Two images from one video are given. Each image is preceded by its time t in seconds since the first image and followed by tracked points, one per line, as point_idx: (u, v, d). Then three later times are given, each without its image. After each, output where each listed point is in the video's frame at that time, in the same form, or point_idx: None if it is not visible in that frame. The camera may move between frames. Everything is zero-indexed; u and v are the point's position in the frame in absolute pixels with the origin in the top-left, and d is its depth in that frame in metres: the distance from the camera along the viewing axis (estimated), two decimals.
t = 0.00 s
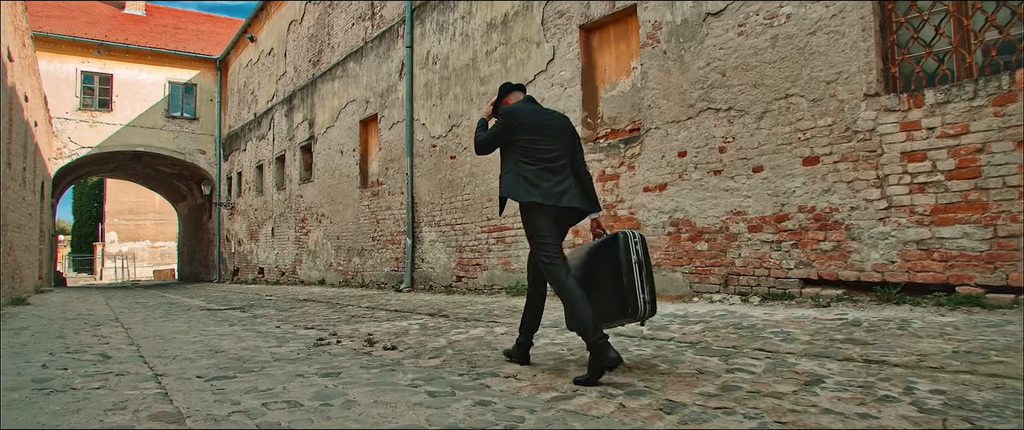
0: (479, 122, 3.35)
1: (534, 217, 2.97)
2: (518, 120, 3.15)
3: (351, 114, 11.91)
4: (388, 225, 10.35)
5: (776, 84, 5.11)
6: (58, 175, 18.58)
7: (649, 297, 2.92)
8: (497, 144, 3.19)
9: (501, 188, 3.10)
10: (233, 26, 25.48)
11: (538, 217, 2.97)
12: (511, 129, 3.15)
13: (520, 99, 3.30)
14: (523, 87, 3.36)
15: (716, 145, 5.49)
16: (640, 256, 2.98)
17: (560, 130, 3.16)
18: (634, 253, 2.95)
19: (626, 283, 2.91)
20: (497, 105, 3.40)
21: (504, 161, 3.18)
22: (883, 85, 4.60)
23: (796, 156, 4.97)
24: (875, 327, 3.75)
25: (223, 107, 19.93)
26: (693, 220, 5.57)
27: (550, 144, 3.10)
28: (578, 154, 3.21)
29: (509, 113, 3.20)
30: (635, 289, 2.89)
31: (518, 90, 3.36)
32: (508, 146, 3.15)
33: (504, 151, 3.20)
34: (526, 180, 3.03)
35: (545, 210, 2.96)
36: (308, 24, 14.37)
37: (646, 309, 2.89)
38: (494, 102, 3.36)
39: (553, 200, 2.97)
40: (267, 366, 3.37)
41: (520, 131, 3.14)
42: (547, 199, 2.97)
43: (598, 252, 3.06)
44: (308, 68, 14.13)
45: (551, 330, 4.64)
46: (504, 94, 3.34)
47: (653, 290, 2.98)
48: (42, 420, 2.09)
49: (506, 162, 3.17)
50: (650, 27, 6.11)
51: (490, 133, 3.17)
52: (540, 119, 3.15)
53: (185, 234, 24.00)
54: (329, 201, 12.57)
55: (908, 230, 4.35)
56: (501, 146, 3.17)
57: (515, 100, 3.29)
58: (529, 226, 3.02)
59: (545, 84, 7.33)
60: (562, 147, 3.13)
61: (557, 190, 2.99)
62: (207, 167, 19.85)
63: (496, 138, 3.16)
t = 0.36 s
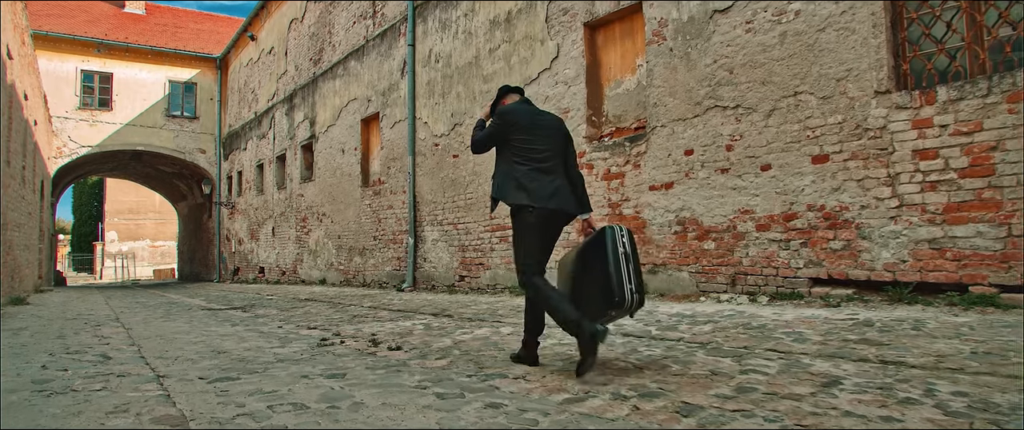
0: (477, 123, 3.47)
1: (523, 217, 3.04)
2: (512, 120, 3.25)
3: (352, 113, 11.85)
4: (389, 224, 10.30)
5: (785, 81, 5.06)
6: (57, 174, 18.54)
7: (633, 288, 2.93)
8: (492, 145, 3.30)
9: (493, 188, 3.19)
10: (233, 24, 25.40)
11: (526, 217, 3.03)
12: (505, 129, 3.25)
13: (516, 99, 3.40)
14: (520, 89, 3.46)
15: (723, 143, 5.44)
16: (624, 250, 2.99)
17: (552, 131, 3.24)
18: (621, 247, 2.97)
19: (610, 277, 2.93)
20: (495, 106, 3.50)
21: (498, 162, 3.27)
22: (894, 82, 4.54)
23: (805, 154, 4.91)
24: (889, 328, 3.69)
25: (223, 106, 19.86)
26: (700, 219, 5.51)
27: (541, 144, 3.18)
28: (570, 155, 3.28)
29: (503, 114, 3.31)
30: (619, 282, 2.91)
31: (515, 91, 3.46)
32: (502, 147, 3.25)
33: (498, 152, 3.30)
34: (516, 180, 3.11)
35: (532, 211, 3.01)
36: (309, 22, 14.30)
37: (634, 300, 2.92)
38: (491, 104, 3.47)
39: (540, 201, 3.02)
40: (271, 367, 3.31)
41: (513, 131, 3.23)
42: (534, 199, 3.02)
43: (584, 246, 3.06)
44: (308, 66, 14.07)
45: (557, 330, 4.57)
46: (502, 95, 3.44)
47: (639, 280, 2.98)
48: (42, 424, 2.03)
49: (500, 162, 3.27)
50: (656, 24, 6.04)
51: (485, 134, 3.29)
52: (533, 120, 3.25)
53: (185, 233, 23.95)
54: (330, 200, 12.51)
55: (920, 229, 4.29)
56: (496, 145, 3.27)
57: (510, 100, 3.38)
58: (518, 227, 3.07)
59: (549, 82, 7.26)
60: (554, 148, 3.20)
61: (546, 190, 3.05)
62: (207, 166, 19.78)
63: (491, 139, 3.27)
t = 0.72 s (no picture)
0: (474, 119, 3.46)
1: (517, 215, 3.06)
2: (509, 118, 3.26)
3: (354, 112, 11.78)
4: (391, 224, 10.24)
5: (794, 79, 4.99)
6: (57, 174, 18.48)
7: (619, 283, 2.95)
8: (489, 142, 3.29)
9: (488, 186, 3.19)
10: (233, 24, 25.33)
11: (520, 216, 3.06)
12: (502, 127, 3.25)
13: (513, 97, 3.40)
14: (518, 87, 3.47)
15: (730, 142, 5.37)
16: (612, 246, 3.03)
17: (549, 129, 3.26)
18: (609, 243, 3.02)
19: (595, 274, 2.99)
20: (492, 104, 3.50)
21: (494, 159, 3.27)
22: (906, 80, 4.47)
23: (815, 153, 4.85)
24: (904, 329, 3.63)
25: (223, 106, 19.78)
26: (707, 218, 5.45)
27: (538, 142, 3.19)
28: (566, 154, 3.31)
29: (500, 112, 3.30)
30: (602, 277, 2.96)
31: (513, 89, 3.47)
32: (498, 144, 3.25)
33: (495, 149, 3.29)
34: (513, 179, 3.12)
35: (527, 210, 3.03)
36: (309, 21, 14.23)
37: (622, 294, 2.94)
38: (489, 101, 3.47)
39: (537, 200, 3.05)
40: (275, 369, 3.24)
41: (511, 129, 3.24)
42: (531, 198, 3.04)
43: (578, 244, 3.16)
44: (309, 65, 14.00)
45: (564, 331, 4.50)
46: (499, 92, 3.44)
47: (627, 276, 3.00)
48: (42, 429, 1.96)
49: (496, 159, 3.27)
50: (662, 22, 5.97)
51: (481, 131, 3.28)
52: (530, 119, 3.26)
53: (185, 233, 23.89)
54: (331, 200, 12.44)
55: (932, 229, 4.23)
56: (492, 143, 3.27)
57: (508, 98, 3.39)
58: (511, 227, 3.09)
59: (553, 80, 7.20)
60: (550, 146, 3.22)
61: (542, 189, 3.07)
62: (207, 166, 19.70)
63: (488, 136, 3.26)
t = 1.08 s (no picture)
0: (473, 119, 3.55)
1: (512, 215, 3.16)
2: (505, 118, 3.34)
3: (355, 112, 11.72)
4: (393, 224, 10.17)
5: (803, 77, 4.93)
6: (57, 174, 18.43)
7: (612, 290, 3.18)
8: (486, 142, 3.37)
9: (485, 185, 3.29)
10: (234, 24, 25.27)
11: (514, 216, 3.17)
12: (499, 128, 3.34)
13: (510, 97, 3.48)
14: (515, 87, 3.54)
15: (738, 141, 5.31)
16: (609, 252, 3.24)
17: (545, 130, 3.34)
18: (603, 249, 3.20)
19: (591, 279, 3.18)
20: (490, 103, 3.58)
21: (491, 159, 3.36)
22: (918, 78, 4.41)
23: (824, 152, 4.79)
24: (919, 330, 3.57)
25: (224, 105, 19.71)
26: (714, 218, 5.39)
27: (534, 143, 3.28)
28: (561, 154, 3.40)
29: (497, 112, 3.39)
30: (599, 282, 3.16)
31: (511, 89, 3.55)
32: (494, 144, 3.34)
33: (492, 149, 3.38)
34: (509, 178, 3.21)
35: (521, 209, 3.14)
36: (310, 21, 14.16)
37: (612, 301, 3.16)
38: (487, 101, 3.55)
39: (532, 200, 3.15)
40: (280, 372, 3.18)
41: (507, 129, 3.33)
42: (526, 198, 3.14)
43: (574, 246, 3.32)
44: (311, 65, 13.93)
45: (571, 332, 4.43)
46: (497, 92, 3.53)
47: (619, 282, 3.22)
48: None
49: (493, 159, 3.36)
50: (668, 20, 5.91)
51: (479, 131, 3.36)
52: (527, 119, 3.34)
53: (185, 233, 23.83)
54: (332, 200, 12.37)
55: (945, 229, 4.17)
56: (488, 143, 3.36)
57: (505, 98, 3.47)
58: (506, 226, 3.21)
59: (557, 79, 7.13)
60: (546, 147, 3.31)
61: (538, 188, 3.17)
62: (207, 166, 19.63)
63: (485, 136, 3.35)
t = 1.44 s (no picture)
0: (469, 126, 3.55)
1: (508, 219, 3.17)
2: (498, 124, 3.34)
3: (356, 111, 11.66)
4: (395, 224, 10.11)
5: (813, 75, 4.87)
6: (57, 174, 18.36)
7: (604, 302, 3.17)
8: (481, 149, 3.38)
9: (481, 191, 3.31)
10: (234, 23, 25.20)
11: (510, 221, 3.17)
12: (493, 134, 3.33)
13: (505, 104, 3.47)
14: (510, 93, 3.53)
15: (746, 139, 5.25)
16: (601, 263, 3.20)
17: (539, 134, 3.31)
18: (598, 260, 3.17)
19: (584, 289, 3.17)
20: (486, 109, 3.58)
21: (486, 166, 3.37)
22: (930, 75, 4.35)
23: (834, 151, 4.73)
24: (935, 331, 3.50)
25: (224, 105, 19.65)
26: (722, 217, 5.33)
27: (528, 147, 3.26)
28: (558, 158, 3.35)
29: (491, 118, 3.38)
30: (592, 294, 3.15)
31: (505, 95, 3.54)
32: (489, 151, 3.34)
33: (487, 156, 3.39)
34: (504, 184, 3.22)
35: (515, 213, 3.15)
36: (312, 19, 14.10)
37: (604, 311, 3.15)
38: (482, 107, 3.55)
39: (527, 204, 3.14)
40: (284, 374, 3.12)
41: (501, 135, 3.32)
42: (521, 202, 3.14)
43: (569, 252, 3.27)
44: (312, 64, 13.87)
45: (578, 333, 4.37)
46: (492, 99, 3.53)
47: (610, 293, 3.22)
48: None
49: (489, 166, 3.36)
50: (674, 17, 5.85)
51: (472, 138, 3.36)
52: (521, 125, 3.32)
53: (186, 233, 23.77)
54: (333, 200, 12.31)
55: (959, 228, 4.11)
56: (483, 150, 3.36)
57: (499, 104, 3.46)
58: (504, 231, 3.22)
59: (561, 78, 7.07)
60: (541, 151, 3.29)
61: (532, 193, 3.16)
62: (208, 166, 19.56)
63: (479, 142, 3.35)
